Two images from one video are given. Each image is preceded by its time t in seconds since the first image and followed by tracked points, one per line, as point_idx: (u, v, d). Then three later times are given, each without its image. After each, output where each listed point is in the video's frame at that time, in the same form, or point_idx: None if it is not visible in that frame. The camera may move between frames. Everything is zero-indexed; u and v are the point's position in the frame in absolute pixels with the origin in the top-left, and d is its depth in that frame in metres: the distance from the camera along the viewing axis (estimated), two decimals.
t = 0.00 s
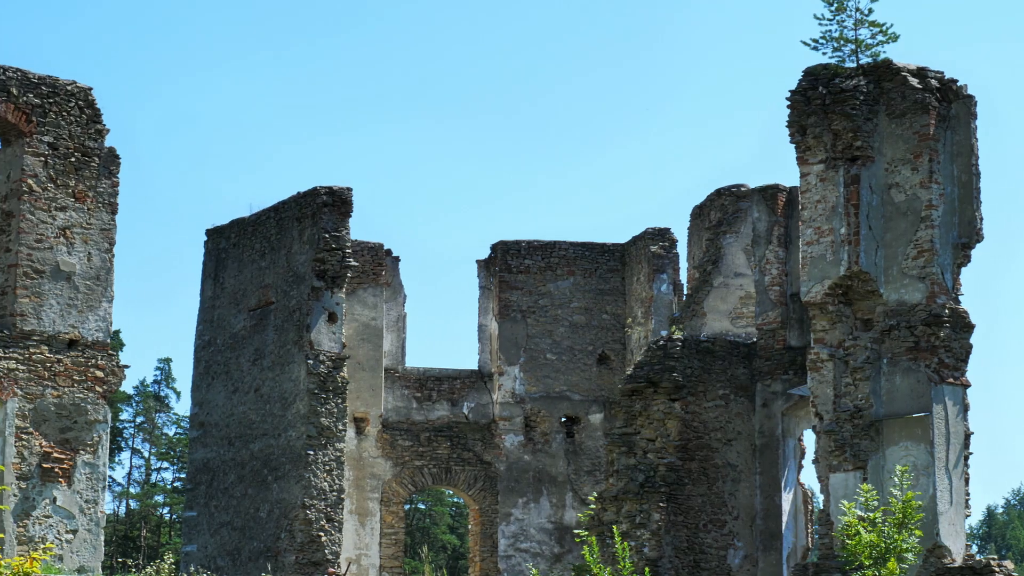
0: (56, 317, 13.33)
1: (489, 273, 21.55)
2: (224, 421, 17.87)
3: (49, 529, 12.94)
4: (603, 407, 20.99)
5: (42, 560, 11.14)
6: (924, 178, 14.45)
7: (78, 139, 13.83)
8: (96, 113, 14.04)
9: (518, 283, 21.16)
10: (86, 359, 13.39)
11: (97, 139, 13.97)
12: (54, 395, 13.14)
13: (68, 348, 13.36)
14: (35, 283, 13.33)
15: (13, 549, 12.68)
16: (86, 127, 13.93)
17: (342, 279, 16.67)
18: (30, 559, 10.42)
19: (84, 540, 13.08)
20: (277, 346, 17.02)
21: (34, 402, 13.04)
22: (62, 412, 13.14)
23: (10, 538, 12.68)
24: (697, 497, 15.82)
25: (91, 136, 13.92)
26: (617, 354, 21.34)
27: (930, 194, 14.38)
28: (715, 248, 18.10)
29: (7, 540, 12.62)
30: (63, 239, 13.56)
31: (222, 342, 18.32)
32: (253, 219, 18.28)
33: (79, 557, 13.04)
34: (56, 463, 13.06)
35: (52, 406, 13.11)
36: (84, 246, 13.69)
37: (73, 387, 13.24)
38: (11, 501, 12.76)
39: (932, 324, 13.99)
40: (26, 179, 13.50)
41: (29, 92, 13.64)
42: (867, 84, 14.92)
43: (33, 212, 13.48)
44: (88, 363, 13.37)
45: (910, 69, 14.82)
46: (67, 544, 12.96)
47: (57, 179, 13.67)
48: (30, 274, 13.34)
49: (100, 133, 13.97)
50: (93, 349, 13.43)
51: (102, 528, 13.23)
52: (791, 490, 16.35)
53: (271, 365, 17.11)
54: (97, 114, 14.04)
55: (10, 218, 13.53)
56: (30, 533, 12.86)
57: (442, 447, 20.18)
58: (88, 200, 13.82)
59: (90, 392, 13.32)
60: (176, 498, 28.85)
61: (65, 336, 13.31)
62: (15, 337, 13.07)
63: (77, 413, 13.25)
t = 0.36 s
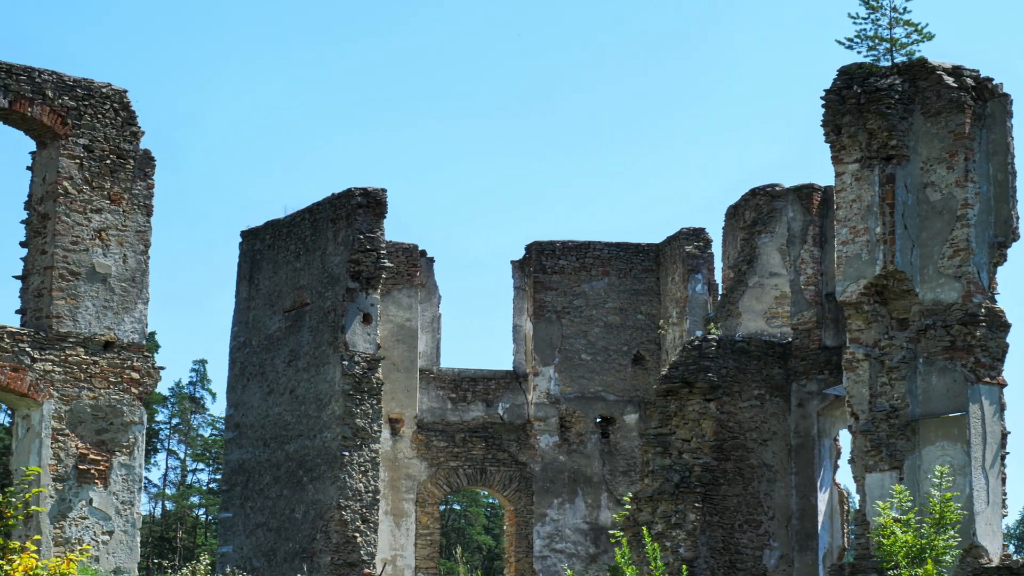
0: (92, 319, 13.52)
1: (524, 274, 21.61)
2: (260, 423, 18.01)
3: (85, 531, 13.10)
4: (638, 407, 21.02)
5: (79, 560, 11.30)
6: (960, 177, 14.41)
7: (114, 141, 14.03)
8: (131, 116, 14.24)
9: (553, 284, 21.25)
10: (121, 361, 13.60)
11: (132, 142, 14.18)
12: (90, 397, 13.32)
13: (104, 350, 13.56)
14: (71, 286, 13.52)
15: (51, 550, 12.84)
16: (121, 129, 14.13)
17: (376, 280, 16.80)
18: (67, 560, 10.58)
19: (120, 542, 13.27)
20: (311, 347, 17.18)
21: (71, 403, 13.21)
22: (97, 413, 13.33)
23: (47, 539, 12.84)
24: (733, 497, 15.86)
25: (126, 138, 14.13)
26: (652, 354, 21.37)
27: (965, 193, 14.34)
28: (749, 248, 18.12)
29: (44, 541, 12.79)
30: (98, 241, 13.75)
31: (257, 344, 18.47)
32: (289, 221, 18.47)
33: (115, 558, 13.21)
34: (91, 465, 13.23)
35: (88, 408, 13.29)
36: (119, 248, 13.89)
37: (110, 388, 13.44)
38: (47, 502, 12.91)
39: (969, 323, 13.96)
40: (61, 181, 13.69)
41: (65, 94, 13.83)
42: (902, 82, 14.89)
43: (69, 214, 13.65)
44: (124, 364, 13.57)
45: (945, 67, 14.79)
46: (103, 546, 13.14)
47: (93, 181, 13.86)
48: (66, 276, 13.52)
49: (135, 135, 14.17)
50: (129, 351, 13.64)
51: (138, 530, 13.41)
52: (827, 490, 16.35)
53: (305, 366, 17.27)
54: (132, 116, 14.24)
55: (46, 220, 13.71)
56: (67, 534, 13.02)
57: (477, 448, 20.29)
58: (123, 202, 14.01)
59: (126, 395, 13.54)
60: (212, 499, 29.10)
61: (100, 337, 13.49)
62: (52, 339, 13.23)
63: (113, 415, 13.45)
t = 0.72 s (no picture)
0: (127, 321, 13.71)
1: (558, 274, 21.69)
2: (294, 425, 18.17)
3: (121, 532, 13.30)
4: (672, 408, 21.10)
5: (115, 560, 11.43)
6: (995, 176, 14.44)
7: (148, 144, 14.22)
8: (165, 118, 14.41)
9: (587, 284, 21.32)
10: (157, 363, 13.78)
11: (166, 144, 14.35)
12: (125, 399, 13.52)
13: (140, 352, 13.75)
14: (106, 288, 13.71)
15: (87, 551, 13.04)
16: (156, 131, 14.32)
17: (410, 281, 16.95)
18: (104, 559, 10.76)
19: (155, 543, 13.46)
20: (346, 348, 17.33)
21: (106, 405, 13.41)
22: (133, 415, 13.53)
23: (83, 541, 13.04)
24: (768, 497, 15.87)
25: (160, 140, 14.31)
26: (686, 355, 21.43)
27: (1001, 192, 14.38)
28: (783, 247, 18.06)
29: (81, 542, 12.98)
30: (134, 243, 13.95)
31: (291, 345, 18.65)
32: (323, 223, 18.64)
33: (151, 559, 13.41)
34: (127, 466, 13.42)
35: (123, 409, 13.49)
36: (154, 250, 14.08)
37: (145, 390, 13.64)
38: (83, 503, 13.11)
39: (1005, 322, 13.99)
40: (96, 183, 13.90)
41: (100, 97, 14.03)
42: (936, 82, 14.89)
43: (104, 216, 13.87)
44: (159, 366, 13.76)
45: (979, 66, 14.79)
46: (140, 546, 13.33)
47: (127, 184, 14.05)
48: (101, 278, 13.72)
49: (169, 138, 14.35)
50: (164, 353, 13.83)
51: (173, 531, 13.61)
52: (861, 490, 16.40)
53: (340, 367, 17.43)
54: (166, 119, 14.42)
55: (82, 222, 13.92)
56: (103, 535, 13.22)
57: (512, 449, 20.41)
58: (157, 204, 14.21)
59: (161, 396, 13.73)
60: (247, 500, 29.37)
61: (136, 339, 13.69)
62: (87, 340, 13.44)
63: (148, 417, 13.64)
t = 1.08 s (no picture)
0: (161, 323, 13.90)
1: (590, 275, 21.78)
2: (328, 426, 18.33)
3: (156, 533, 13.49)
4: (706, 408, 21.12)
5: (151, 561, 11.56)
6: None
7: (181, 146, 14.42)
8: (197, 120, 14.63)
9: (620, 284, 21.42)
10: (190, 364, 13.97)
11: (199, 146, 14.56)
12: (159, 401, 13.72)
13: (174, 353, 13.94)
14: (140, 289, 13.89)
15: (122, 552, 13.23)
16: (189, 133, 14.52)
17: (444, 282, 17.09)
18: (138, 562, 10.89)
19: (190, 544, 13.65)
20: (379, 349, 17.47)
21: (140, 406, 13.61)
22: (167, 416, 13.73)
23: (118, 542, 13.24)
24: (802, 497, 15.90)
25: (194, 142, 14.51)
26: (719, 354, 21.48)
27: None
28: (817, 247, 18.10)
29: (116, 544, 13.17)
30: (167, 245, 14.12)
31: (325, 346, 18.79)
32: (355, 224, 18.78)
33: (185, 560, 13.61)
34: (161, 468, 13.62)
35: (157, 411, 13.69)
36: (188, 251, 14.26)
37: (179, 391, 13.83)
38: (117, 504, 13.30)
39: None
40: (130, 186, 14.03)
41: (133, 99, 14.19)
42: (970, 80, 14.91)
43: (137, 218, 14.01)
44: (193, 368, 13.96)
45: (1013, 64, 14.81)
46: (174, 547, 13.53)
47: (161, 185, 14.23)
48: (135, 280, 13.90)
49: (202, 139, 14.56)
50: (198, 354, 14.02)
51: (206, 532, 13.79)
52: (896, 491, 16.38)
53: (373, 368, 17.57)
54: (199, 120, 14.63)
55: (115, 224, 14.07)
56: (137, 536, 13.42)
57: (546, 449, 20.50)
58: (191, 206, 14.40)
59: (194, 398, 13.93)
60: (281, 501, 29.59)
61: (170, 341, 13.88)
62: (121, 342, 13.62)
63: (182, 418, 13.85)
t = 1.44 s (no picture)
0: (196, 324, 14.09)
1: (625, 275, 21.86)
2: (364, 426, 18.46)
3: (191, 534, 13.69)
4: (740, 408, 21.13)
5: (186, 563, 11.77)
6: None
7: (216, 147, 14.60)
8: (232, 122, 14.82)
9: (654, 284, 21.48)
10: (225, 365, 14.18)
11: (234, 147, 14.75)
12: (194, 402, 13.91)
13: (209, 355, 14.14)
14: (174, 291, 14.09)
15: (158, 553, 13.41)
16: (224, 135, 14.71)
17: (477, 282, 17.22)
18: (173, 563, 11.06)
19: (225, 545, 13.85)
20: (413, 350, 17.62)
21: (175, 408, 13.81)
22: (202, 417, 13.93)
23: (154, 543, 13.42)
24: (837, 497, 15.96)
25: (228, 144, 14.71)
26: (753, 354, 21.48)
27: None
28: (851, 247, 18.18)
29: (152, 545, 13.36)
30: (202, 247, 14.31)
31: (359, 347, 18.99)
32: (389, 225, 18.96)
33: (221, 561, 13.81)
34: (197, 469, 13.82)
35: (193, 412, 13.89)
36: (222, 253, 14.45)
37: (214, 393, 14.03)
38: (153, 505, 13.49)
39: None
40: (164, 188, 14.26)
41: (167, 101, 14.38)
42: (1005, 78, 14.91)
43: (172, 220, 14.23)
44: (228, 369, 14.17)
45: None
46: (209, 548, 13.73)
47: (195, 187, 14.42)
48: (170, 282, 14.09)
49: (236, 141, 14.74)
50: (233, 356, 14.23)
51: (242, 533, 14.01)
52: (932, 490, 16.31)
53: (408, 369, 17.71)
54: (233, 122, 14.83)
55: (150, 226, 14.26)
56: (173, 537, 13.61)
57: (580, 450, 20.60)
58: (225, 207, 14.58)
59: (229, 399, 14.14)
60: (317, 501, 29.84)
61: (205, 342, 14.09)
62: (157, 343, 13.81)
63: (218, 419, 14.05)
